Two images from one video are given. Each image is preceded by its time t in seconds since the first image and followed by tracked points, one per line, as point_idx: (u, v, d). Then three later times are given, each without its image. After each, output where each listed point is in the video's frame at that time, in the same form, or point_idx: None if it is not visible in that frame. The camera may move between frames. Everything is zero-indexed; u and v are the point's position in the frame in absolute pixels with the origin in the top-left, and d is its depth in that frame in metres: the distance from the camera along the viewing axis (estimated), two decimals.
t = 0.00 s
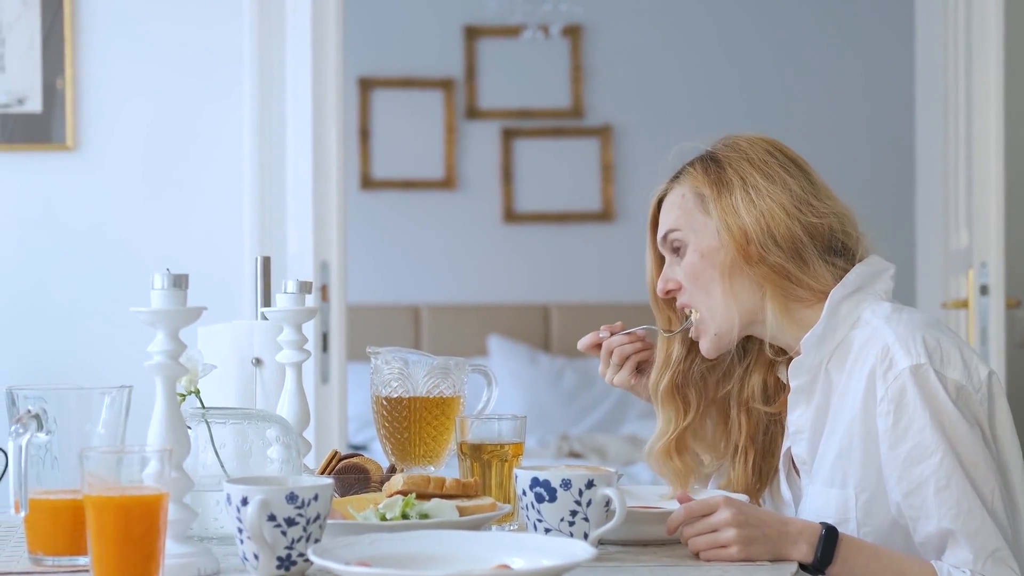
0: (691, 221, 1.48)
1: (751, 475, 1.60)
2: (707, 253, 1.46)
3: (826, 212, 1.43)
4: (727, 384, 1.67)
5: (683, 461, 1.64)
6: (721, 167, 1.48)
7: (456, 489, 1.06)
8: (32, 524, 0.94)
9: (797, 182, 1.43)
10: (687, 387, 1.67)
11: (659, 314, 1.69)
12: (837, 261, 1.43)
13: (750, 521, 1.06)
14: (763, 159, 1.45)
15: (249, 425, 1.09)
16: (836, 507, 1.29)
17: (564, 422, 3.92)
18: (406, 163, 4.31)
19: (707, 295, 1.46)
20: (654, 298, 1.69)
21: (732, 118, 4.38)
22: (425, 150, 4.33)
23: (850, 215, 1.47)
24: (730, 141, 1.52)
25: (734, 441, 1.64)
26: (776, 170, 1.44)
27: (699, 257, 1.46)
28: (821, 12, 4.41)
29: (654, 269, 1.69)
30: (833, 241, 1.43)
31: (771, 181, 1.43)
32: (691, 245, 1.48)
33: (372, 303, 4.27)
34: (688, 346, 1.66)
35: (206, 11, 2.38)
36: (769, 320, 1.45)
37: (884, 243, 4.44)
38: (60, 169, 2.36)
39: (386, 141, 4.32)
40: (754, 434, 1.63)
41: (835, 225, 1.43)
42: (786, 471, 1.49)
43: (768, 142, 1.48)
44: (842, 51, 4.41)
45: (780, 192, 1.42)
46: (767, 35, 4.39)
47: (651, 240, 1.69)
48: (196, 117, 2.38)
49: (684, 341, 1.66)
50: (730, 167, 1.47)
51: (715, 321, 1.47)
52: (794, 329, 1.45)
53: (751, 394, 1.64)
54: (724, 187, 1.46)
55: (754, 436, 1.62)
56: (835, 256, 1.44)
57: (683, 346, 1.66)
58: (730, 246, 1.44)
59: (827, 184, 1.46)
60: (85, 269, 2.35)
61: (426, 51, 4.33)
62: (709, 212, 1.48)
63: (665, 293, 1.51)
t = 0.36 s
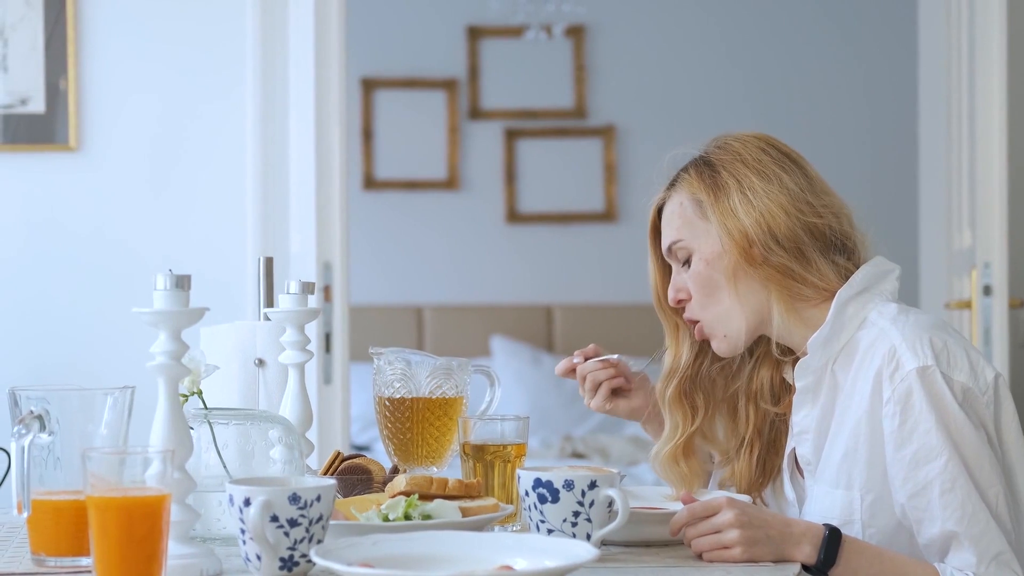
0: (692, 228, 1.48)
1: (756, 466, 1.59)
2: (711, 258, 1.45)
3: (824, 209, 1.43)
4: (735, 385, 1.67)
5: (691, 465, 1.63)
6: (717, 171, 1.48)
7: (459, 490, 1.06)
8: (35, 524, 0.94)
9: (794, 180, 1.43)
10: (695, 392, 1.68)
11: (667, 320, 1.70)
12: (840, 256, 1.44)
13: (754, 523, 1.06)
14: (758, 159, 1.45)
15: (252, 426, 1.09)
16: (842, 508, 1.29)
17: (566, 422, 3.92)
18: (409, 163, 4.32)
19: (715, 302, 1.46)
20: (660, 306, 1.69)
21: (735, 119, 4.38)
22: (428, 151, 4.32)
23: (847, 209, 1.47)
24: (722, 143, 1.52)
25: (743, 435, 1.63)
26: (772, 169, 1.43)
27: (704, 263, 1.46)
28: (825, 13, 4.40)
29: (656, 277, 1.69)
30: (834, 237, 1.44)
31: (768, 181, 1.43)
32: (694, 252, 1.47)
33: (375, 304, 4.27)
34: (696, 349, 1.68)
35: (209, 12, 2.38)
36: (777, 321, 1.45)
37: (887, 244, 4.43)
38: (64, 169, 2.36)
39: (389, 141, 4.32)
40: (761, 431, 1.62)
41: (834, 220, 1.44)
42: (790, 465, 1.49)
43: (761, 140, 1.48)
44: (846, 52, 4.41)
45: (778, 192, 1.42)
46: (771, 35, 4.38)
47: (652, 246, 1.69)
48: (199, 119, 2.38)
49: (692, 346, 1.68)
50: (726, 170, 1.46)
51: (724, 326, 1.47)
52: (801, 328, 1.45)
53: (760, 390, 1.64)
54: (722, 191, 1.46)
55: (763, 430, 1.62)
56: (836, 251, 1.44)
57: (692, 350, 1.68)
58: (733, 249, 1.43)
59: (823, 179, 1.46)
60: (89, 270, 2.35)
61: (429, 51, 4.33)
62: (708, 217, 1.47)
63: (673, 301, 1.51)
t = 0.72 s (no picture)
0: (704, 226, 1.47)
1: (764, 458, 1.58)
2: (725, 256, 1.45)
3: (835, 203, 1.43)
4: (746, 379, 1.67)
5: (698, 464, 1.62)
6: (727, 166, 1.47)
7: (461, 491, 1.06)
8: (37, 525, 0.94)
9: (804, 174, 1.42)
10: (703, 389, 1.68)
11: (674, 317, 1.69)
12: (851, 249, 1.45)
13: (756, 523, 1.06)
14: (768, 154, 1.44)
15: (255, 427, 1.09)
16: (851, 504, 1.29)
17: (569, 423, 3.92)
18: (412, 164, 4.32)
19: (729, 299, 1.46)
20: (666, 303, 1.68)
21: (738, 119, 4.38)
22: (431, 151, 4.32)
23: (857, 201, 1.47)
24: (729, 138, 1.50)
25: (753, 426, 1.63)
26: (782, 164, 1.43)
27: (719, 261, 1.45)
28: (829, 14, 4.40)
29: (664, 274, 1.69)
30: (845, 230, 1.44)
31: (779, 176, 1.42)
32: (708, 249, 1.47)
33: (378, 304, 4.27)
34: (704, 346, 1.69)
35: (212, 13, 2.38)
36: (791, 317, 1.46)
37: (891, 244, 4.43)
38: (66, 170, 2.36)
39: (392, 142, 4.32)
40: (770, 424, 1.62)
41: (844, 213, 1.44)
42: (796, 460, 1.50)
43: (769, 134, 1.47)
44: (849, 53, 4.41)
45: (788, 187, 1.41)
46: (774, 36, 4.38)
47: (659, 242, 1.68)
48: (203, 121, 2.38)
49: (700, 341, 1.69)
50: (736, 166, 1.45)
51: (739, 322, 1.48)
52: (814, 323, 1.46)
53: (771, 383, 1.63)
54: (732, 187, 1.45)
55: (772, 423, 1.62)
56: (847, 245, 1.45)
57: (700, 346, 1.69)
58: (745, 246, 1.43)
59: (831, 171, 1.45)
60: (91, 270, 2.36)
61: (432, 52, 4.33)
62: (719, 214, 1.46)
63: (687, 299, 1.50)
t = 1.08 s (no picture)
0: (741, 215, 1.48)
1: (795, 446, 1.58)
2: (762, 245, 1.46)
3: (872, 193, 1.42)
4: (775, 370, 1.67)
5: (721, 455, 1.62)
6: (763, 156, 1.47)
7: (463, 492, 1.06)
8: (39, 525, 0.93)
9: (841, 163, 1.42)
10: (730, 380, 1.68)
11: (700, 309, 1.69)
12: (889, 241, 1.44)
13: (757, 522, 1.06)
14: (804, 143, 1.44)
15: (257, 427, 1.09)
16: (873, 493, 1.30)
17: (573, 423, 3.91)
18: (415, 164, 4.31)
19: (764, 288, 1.47)
20: (695, 295, 1.69)
21: (741, 119, 4.37)
22: (434, 151, 4.32)
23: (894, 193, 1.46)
24: (764, 129, 1.51)
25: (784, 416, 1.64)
26: (819, 153, 1.43)
27: (755, 251, 1.46)
28: (831, 14, 4.40)
29: (693, 265, 1.69)
30: (883, 221, 1.43)
31: (816, 165, 1.42)
32: (744, 239, 1.47)
33: (381, 304, 4.26)
34: (730, 339, 1.69)
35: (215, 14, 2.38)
36: (827, 308, 1.45)
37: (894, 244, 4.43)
38: (69, 169, 2.36)
39: (394, 142, 4.32)
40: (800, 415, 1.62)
41: (882, 204, 1.43)
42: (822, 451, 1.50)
43: (804, 124, 1.48)
44: (852, 52, 4.40)
45: (826, 175, 1.41)
46: (777, 36, 4.38)
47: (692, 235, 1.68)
48: (208, 121, 2.39)
49: (726, 333, 1.68)
50: (772, 156, 1.46)
51: (774, 312, 1.47)
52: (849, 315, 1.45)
53: (802, 372, 1.64)
54: (770, 178, 1.45)
55: (801, 413, 1.62)
56: (886, 236, 1.43)
57: (725, 339, 1.69)
58: (783, 235, 1.44)
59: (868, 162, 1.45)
60: (94, 270, 2.36)
61: (435, 52, 4.32)
62: (756, 204, 1.47)
63: (721, 288, 1.51)
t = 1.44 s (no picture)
0: (777, 207, 1.47)
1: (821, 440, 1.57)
2: (798, 238, 1.45)
3: (907, 189, 1.43)
4: (807, 362, 1.67)
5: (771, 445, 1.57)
6: (800, 149, 1.47)
7: (466, 493, 1.06)
8: (42, 526, 0.94)
9: (878, 158, 1.42)
10: (770, 372, 1.69)
11: (736, 299, 1.69)
12: (923, 237, 1.44)
13: (761, 524, 1.06)
14: (841, 137, 1.44)
15: (260, 428, 1.09)
16: (892, 486, 1.31)
17: (575, 423, 3.91)
18: (418, 164, 4.31)
19: (799, 281, 1.46)
20: (730, 284, 1.68)
21: (744, 119, 4.37)
22: (436, 151, 4.32)
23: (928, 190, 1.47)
24: (799, 121, 1.51)
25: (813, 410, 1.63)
26: (857, 148, 1.43)
27: (792, 243, 1.45)
28: (835, 14, 4.40)
29: (727, 253, 1.68)
30: (918, 218, 1.43)
31: (854, 159, 1.42)
32: (779, 231, 1.47)
33: (383, 305, 4.26)
34: (767, 330, 1.69)
35: (217, 14, 2.38)
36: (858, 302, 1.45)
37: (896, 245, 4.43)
38: (72, 169, 2.36)
39: (397, 142, 4.32)
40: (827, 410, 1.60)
41: (918, 201, 1.43)
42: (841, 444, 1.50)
43: (839, 118, 1.48)
44: (855, 53, 4.40)
45: (864, 169, 1.41)
46: (780, 36, 4.38)
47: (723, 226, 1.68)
48: (212, 122, 2.39)
49: (763, 325, 1.69)
50: (809, 149, 1.46)
51: (808, 305, 1.47)
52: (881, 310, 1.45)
53: (831, 364, 1.63)
54: (807, 170, 1.45)
55: (829, 405, 1.61)
56: (921, 233, 1.44)
57: (763, 330, 1.69)
58: (819, 228, 1.43)
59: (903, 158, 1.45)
60: (98, 271, 2.36)
61: (438, 52, 4.32)
62: (792, 196, 1.47)
63: (753, 280, 1.50)
